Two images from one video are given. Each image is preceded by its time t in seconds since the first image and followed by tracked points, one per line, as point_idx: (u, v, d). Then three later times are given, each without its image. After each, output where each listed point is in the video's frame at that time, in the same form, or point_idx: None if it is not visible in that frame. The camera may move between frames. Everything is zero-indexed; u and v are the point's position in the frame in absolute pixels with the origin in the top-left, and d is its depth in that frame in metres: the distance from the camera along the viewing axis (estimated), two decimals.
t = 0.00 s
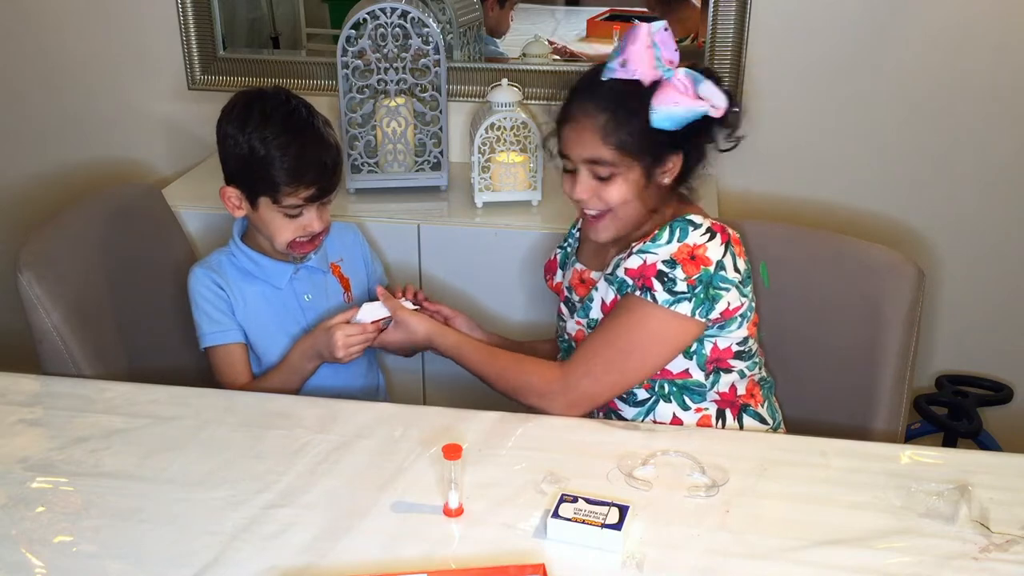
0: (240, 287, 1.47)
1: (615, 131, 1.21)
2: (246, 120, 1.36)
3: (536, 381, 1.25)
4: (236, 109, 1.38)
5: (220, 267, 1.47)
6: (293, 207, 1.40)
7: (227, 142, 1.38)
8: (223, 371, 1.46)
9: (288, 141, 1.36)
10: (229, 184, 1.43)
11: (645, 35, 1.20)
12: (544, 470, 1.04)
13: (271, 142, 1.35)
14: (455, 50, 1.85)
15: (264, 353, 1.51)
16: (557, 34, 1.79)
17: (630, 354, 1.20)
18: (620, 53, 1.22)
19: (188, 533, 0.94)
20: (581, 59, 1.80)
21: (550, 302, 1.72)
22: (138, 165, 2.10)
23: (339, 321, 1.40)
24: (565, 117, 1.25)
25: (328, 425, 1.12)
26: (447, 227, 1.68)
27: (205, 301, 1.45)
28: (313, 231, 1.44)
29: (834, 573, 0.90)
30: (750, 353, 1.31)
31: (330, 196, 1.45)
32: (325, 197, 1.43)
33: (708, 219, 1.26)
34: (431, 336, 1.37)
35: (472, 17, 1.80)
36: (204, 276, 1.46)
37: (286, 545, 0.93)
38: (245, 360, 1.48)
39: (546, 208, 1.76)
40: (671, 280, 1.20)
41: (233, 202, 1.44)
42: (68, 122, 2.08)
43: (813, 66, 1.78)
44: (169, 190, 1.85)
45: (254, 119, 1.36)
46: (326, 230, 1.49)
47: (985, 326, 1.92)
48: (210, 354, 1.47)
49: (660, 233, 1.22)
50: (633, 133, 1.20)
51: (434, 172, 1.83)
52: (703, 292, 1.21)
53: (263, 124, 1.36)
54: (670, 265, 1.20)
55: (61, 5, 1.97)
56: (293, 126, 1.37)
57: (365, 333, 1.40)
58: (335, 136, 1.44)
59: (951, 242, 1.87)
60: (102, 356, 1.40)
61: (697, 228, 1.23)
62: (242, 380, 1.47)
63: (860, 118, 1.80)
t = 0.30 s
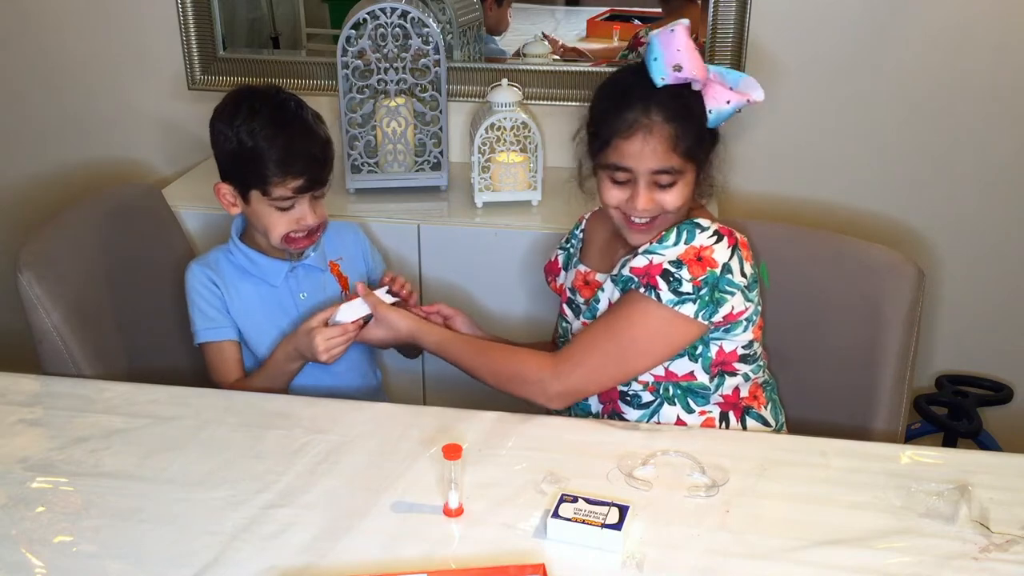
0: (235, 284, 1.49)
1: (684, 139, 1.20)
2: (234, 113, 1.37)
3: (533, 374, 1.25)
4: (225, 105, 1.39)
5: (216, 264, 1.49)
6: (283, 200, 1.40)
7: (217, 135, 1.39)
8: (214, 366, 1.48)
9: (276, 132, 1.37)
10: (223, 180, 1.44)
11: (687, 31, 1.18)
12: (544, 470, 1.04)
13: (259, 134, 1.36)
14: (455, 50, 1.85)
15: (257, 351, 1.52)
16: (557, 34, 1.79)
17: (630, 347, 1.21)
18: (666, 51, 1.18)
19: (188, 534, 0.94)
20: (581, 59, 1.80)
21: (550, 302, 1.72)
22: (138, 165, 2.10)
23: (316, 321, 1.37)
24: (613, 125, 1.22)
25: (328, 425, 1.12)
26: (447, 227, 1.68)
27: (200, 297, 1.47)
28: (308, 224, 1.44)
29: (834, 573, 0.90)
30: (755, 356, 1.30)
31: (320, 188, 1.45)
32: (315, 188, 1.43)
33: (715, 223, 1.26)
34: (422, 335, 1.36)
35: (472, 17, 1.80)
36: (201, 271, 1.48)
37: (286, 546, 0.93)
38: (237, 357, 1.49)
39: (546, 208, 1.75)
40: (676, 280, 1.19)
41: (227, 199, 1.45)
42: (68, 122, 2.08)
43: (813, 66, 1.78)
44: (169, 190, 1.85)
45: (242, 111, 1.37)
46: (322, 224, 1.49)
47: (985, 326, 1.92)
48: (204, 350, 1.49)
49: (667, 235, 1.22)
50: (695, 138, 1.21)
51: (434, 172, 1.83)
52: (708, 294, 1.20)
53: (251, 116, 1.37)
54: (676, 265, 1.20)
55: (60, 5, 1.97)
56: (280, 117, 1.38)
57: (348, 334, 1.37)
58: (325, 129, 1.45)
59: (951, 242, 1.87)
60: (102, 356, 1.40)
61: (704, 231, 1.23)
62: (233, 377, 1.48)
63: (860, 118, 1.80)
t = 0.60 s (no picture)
0: (235, 281, 1.49)
1: (693, 136, 1.21)
2: (229, 108, 1.39)
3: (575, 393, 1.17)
4: (221, 103, 1.42)
5: (218, 260, 1.50)
6: (274, 195, 1.41)
7: (214, 131, 1.41)
8: (212, 364, 1.49)
9: (266, 126, 1.38)
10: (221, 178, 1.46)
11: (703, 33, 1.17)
12: (544, 470, 1.04)
13: (249, 128, 1.37)
14: (455, 50, 1.85)
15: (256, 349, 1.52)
16: (558, 34, 1.80)
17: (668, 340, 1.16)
18: (682, 51, 1.17)
19: (188, 533, 0.94)
20: (580, 59, 1.80)
21: (550, 302, 1.72)
22: (138, 165, 2.10)
23: (308, 321, 1.36)
24: (623, 119, 1.22)
25: (328, 425, 1.12)
26: (448, 227, 1.68)
27: (201, 294, 1.48)
28: (301, 220, 1.44)
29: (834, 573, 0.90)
30: (762, 350, 1.31)
31: (313, 184, 1.44)
32: (306, 183, 1.43)
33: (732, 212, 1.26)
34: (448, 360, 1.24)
35: (473, 17, 1.80)
36: (203, 268, 1.49)
37: (286, 546, 0.93)
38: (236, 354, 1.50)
39: (546, 208, 1.75)
40: (710, 265, 1.18)
41: (225, 195, 1.47)
42: (68, 122, 2.08)
43: (813, 66, 1.78)
44: (169, 190, 1.85)
45: (235, 106, 1.38)
46: (319, 221, 1.48)
47: (984, 326, 1.92)
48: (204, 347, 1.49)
49: (690, 224, 1.22)
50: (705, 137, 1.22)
51: (434, 172, 1.83)
52: (741, 276, 1.18)
53: (244, 111, 1.38)
54: (706, 251, 1.19)
55: (60, 5, 1.97)
56: (272, 112, 1.38)
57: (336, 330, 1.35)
58: (318, 125, 1.44)
59: (951, 242, 1.87)
60: (102, 356, 1.40)
61: (725, 218, 1.23)
62: (231, 375, 1.49)
63: (860, 118, 1.80)
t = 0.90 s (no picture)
0: (235, 280, 1.49)
1: (699, 147, 1.20)
2: (229, 107, 1.39)
3: (845, 445, 1.05)
4: (224, 101, 1.42)
5: (219, 260, 1.50)
6: (272, 196, 1.41)
7: (214, 130, 1.42)
8: (211, 363, 1.49)
9: (265, 127, 1.38)
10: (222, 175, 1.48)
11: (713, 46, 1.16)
12: (544, 470, 1.04)
13: (248, 127, 1.38)
14: (455, 50, 1.85)
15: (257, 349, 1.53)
16: (558, 34, 1.79)
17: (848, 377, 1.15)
18: (688, 61, 1.17)
19: (188, 533, 0.94)
20: (580, 59, 1.80)
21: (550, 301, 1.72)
22: (138, 165, 2.10)
23: (303, 322, 1.36)
24: (629, 131, 1.23)
25: (328, 426, 1.12)
26: (448, 226, 1.68)
27: (201, 293, 1.49)
28: (298, 221, 1.44)
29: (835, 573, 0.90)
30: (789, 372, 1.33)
31: (311, 185, 1.44)
32: (304, 185, 1.42)
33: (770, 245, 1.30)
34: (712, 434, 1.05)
35: (472, 17, 1.80)
36: (204, 267, 1.50)
37: (286, 546, 0.93)
38: (235, 354, 1.50)
39: (546, 208, 1.75)
40: (828, 294, 1.20)
41: (225, 194, 1.48)
42: (68, 122, 2.08)
43: (814, 66, 1.78)
44: (169, 190, 1.85)
45: (235, 105, 1.39)
46: (319, 222, 1.48)
47: (985, 326, 1.92)
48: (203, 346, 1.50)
49: (778, 270, 1.22)
50: (711, 150, 1.21)
51: (434, 172, 1.83)
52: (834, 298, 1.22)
53: (244, 111, 1.39)
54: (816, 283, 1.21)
55: (61, 5, 1.97)
56: (271, 112, 1.39)
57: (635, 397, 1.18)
58: (318, 127, 1.44)
59: (951, 242, 1.87)
60: (102, 356, 1.40)
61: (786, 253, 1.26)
62: (230, 374, 1.48)
63: (860, 118, 1.80)
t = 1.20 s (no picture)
0: (233, 281, 1.49)
1: (772, 200, 1.07)
2: (229, 108, 1.39)
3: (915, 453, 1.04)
4: (225, 102, 1.42)
5: (217, 260, 1.50)
6: (270, 199, 1.41)
7: (213, 131, 1.42)
8: (208, 363, 1.49)
9: (265, 131, 1.38)
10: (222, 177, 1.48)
11: (802, 86, 1.03)
12: (551, 471, 1.04)
13: (248, 130, 1.38)
14: (455, 50, 1.85)
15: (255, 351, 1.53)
16: (558, 34, 1.80)
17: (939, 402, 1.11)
18: (771, 102, 1.06)
19: (192, 533, 0.94)
20: (581, 59, 1.81)
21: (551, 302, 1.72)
22: (138, 165, 2.10)
23: (297, 322, 1.35)
24: (703, 175, 1.11)
25: (331, 426, 1.12)
26: (448, 226, 1.68)
27: (200, 293, 1.49)
28: (297, 225, 1.44)
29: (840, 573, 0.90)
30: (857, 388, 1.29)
31: (310, 189, 1.44)
32: (303, 189, 1.42)
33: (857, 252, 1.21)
34: (801, 445, 1.04)
35: (472, 17, 1.80)
36: (202, 268, 1.50)
37: (291, 545, 0.93)
38: (233, 354, 1.50)
39: (546, 208, 1.75)
40: (924, 312, 1.11)
41: (224, 194, 1.49)
42: (67, 122, 2.07)
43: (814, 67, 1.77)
44: (170, 190, 1.84)
45: (236, 106, 1.39)
46: (318, 224, 1.48)
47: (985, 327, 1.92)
48: (202, 346, 1.50)
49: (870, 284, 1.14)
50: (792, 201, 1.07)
51: (434, 172, 1.82)
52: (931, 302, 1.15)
53: (244, 113, 1.39)
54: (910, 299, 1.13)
55: (60, 5, 1.97)
56: (271, 116, 1.39)
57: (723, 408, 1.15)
58: (318, 130, 1.43)
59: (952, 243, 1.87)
60: (102, 356, 1.40)
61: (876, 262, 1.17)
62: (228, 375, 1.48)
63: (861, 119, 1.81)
